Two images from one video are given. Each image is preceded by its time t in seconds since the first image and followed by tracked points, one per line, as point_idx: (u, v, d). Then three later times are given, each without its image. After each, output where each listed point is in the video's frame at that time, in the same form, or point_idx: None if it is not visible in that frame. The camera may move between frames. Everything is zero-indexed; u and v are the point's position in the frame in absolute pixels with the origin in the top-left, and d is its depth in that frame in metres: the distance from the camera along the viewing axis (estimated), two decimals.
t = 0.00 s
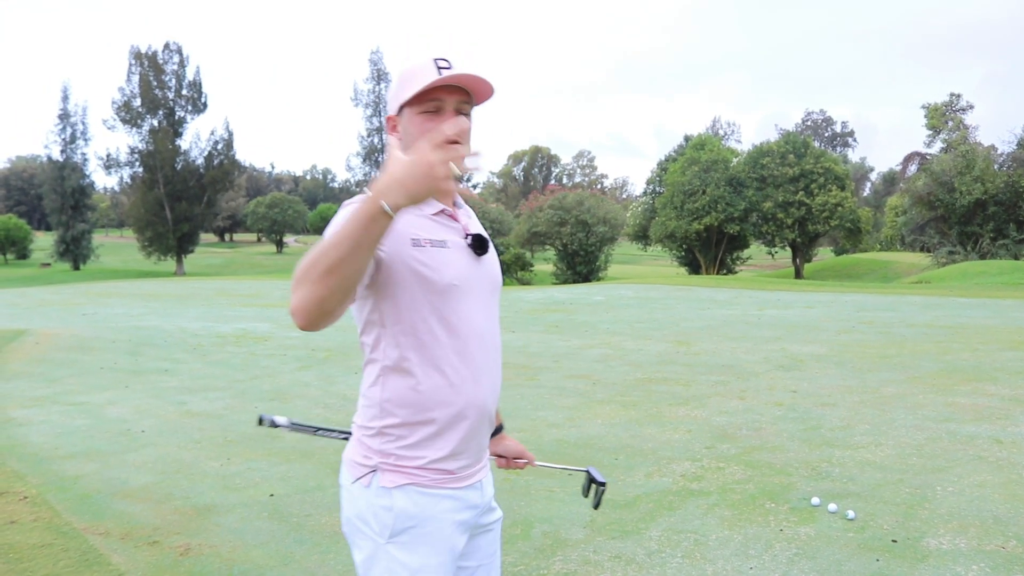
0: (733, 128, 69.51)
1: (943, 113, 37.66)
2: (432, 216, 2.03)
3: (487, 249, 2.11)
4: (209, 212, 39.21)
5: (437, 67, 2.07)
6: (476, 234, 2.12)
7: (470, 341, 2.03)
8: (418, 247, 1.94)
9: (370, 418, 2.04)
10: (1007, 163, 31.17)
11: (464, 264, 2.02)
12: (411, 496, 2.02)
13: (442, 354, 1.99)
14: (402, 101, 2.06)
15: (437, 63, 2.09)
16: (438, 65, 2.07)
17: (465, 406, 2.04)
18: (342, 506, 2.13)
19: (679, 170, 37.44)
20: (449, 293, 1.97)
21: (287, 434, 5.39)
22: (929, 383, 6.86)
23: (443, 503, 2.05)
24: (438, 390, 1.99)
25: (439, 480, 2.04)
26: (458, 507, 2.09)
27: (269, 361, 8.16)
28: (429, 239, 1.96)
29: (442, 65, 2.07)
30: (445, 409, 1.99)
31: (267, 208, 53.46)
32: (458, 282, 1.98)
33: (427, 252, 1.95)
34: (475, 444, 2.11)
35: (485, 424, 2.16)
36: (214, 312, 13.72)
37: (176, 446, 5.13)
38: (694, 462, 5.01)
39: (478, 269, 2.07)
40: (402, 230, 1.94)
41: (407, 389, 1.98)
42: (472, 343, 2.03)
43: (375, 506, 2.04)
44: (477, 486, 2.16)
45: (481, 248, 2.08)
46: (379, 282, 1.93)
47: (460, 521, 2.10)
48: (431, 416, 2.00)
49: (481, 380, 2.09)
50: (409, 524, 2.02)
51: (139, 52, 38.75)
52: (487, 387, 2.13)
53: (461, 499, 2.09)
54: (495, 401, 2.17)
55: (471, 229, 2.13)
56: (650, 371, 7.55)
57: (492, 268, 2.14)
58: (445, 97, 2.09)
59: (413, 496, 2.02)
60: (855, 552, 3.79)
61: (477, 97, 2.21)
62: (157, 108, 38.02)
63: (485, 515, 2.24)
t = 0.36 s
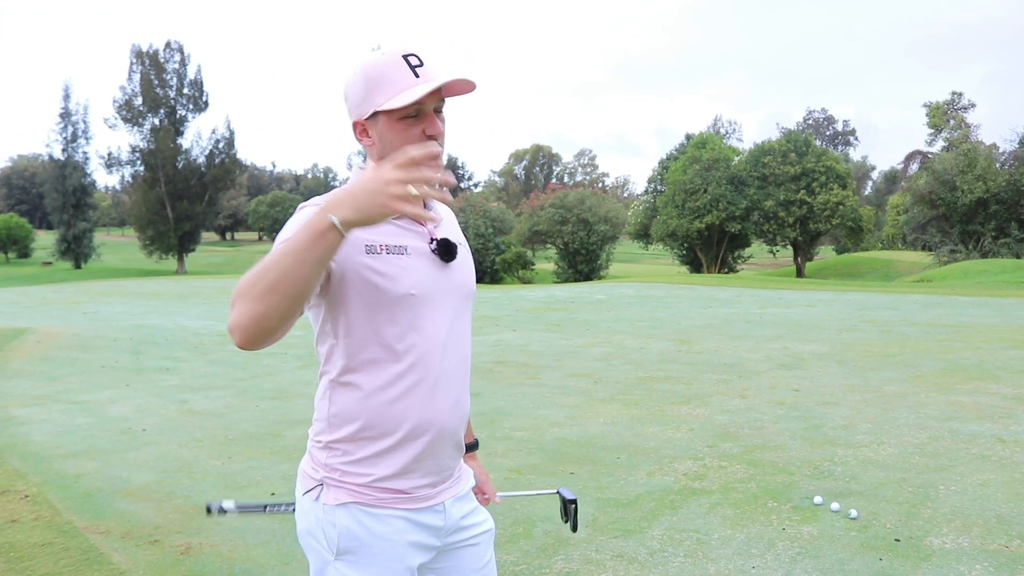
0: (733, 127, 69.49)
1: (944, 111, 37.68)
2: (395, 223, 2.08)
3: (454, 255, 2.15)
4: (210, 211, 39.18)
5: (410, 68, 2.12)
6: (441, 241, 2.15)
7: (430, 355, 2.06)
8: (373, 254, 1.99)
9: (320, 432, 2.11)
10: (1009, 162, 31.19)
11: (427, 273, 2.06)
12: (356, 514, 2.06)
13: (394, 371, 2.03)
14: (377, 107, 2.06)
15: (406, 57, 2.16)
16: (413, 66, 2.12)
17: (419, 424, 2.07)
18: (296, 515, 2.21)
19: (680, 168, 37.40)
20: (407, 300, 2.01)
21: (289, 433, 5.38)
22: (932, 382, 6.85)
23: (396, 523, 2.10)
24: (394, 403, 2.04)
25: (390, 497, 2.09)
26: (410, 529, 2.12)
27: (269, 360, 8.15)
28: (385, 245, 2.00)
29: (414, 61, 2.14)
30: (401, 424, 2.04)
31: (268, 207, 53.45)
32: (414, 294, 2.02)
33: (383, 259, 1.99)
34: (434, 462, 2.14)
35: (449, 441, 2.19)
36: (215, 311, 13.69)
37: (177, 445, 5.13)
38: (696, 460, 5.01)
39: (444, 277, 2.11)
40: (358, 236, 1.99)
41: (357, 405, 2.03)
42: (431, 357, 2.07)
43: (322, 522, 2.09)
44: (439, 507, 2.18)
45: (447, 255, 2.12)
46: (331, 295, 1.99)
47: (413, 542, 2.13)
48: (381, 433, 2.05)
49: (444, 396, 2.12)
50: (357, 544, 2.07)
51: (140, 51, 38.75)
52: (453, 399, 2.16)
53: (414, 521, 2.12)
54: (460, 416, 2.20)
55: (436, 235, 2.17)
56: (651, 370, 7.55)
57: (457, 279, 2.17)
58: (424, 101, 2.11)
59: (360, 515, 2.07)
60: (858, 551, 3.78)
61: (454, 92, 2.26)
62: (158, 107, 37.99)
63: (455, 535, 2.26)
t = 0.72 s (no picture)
0: (736, 127, 69.43)
1: (948, 111, 37.58)
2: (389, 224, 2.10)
3: (449, 259, 2.16)
4: (213, 212, 39.20)
5: (420, 69, 2.14)
6: (435, 244, 2.16)
7: (431, 367, 2.07)
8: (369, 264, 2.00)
9: (320, 443, 2.10)
10: (1012, 162, 31.11)
11: (424, 278, 2.07)
12: (358, 523, 2.06)
13: (396, 379, 2.03)
14: (385, 107, 2.07)
15: (416, 56, 2.18)
16: (422, 66, 2.14)
17: (423, 433, 2.08)
18: (297, 524, 2.20)
19: (683, 169, 37.39)
20: (404, 312, 2.02)
21: (291, 434, 5.38)
22: (935, 382, 6.84)
23: (399, 530, 2.10)
24: (398, 419, 2.04)
25: (395, 507, 2.09)
26: (414, 536, 2.13)
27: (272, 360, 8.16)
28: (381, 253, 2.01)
29: (425, 63, 2.16)
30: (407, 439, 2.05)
31: (271, 208, 53.51)
32: (414, 302, 2.03)
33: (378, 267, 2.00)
34: (437, 469, 2.15)
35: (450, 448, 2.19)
36: (218, 311, 13.70)
37: (179, 445, 5.13)
38: (699, 461, 5.00)
39: (440, 281, 2.12)
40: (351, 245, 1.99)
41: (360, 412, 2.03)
42: (433, 366, 2.08)
43: (324, 531, 2.10)
44: (441, 513, 2.18)
45: (442, 260, 2.13)
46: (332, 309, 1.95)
47: (417, 548, 2.14)
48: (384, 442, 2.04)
49: (445, 405, 2.13)
50: (359, 551, 2.07)
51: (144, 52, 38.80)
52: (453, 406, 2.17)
53: (417, 527, 2.13)
54: (460, 422, 2.21)
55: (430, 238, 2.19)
56: (654, 370, 7.54)
57: (454, 282, 2.18)
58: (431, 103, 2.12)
59: (363, 523, 2.07)
60: (861, 552, 3.77)
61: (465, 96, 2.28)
62: (161, 108, 38.05)
63: (457, 539, 2.27)
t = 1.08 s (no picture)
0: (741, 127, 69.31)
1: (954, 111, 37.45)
2: (373, 227, 2.12)
3: (439, 256, 2.16)
4: (218, 211, 39.26)
5: (367, 65, 2.10)
6: (422, 242, 2.17)
7: (422, 379, 2.08)
8: (353, 272, 2.03)
9: (321, 450, 2.11)
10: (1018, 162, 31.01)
11: (413, 279, 2.09)
12: (363, 527, 2.07)
13: (392, 387, 2.05)
14: (338, 108, 2.07)
15: (363, 52, 2.13)
16: (369, 61, 2.11)
17: (423, 440, 2.08)
18: (302, 530, 2.21)
19: (687, 169, 37.35)
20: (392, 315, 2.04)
21: (295, 434, 5.39)
22: (941, 383, 6.82)
23: (405, 533, 2.10)
24: (397, 427, 2.05)
25: (400, 509, 2.09)
26: (421, 538, 2.13)
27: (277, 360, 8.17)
28: (363, 261, 2.03)
29: (371, 57, 2.12)
30: (407, 443, 2.06)
31: (276, 208, 53.55)
32: (401, 304, 2.04)
33: (363, 275, 2.03)
34: (443, 469, 2.15)
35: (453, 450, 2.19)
36: (222, 311, 13.71)
37: (183, 445, 5.15)
38: (703, 462, 5.00)
39: (431, 281, 2.13)
40: (332, 253, 2.02)
41: (354, 423, 2.03)
42: (425, 370, 2.08)
43: (329, 534, 2.10)
44: (448, 514, 2.18)
45: (431, 258, 2.14)
46: (309, 317, 1.99)
47: (425, 548, 2.14)
48: (385, 446, 2.05)
49: (444, 405, 2.13)
50: (365, 555, 2.08)
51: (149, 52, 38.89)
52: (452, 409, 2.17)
53: (424, 529, 2.13)
54: (462, 423, 2.21)
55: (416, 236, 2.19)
56: (659, 370, 7.54)
57: (447, 279, 2.18)
58: (383, 102, 2.10)
59: (368, 526, 2.07)
60: (866, 553, 3.77)
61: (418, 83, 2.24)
62: (166, 108, 38.13)
63: (467, 540, 2.27)
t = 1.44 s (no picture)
0: (745, 127, 69.18)
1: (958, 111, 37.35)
2: (369, 231, 2.11)
3: (435, 261, 2.16)
4: (222, 211, 39.31)
5: (361, 68, 2.12)
6: (419, 246, 2.16)
7: (417, 381, 2.08)
8: (346, 277, 2.02)
9: (314, 451, 2.12)
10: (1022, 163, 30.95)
11: (408, 284, 2.09)
12: (355, 528, 2.07)
13: (387, 391, 2.05)
14: (333, 111, 2.09)
15: (358, 55, 2.15)
16: (364, 65, 2.12)
17: (416, 442, 2.08)
18: (296, 531, 2.21)
19: (691, 170, 37.31)
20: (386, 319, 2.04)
21: (297, 434, 5.39)
22: (945, 384, 6.80)
23: (398, 535, 2.10)
24: (390, 428, 2.05)
25: (392, 510, 2.09)
26: (414, 539, 2.13)
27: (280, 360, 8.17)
28: (357, 266, 2.03)
29: (366, 60, 2.13)
30: (401, 445, 2.06)
31: (279, 208, 53.60)
32: (394, 311, 2.05)
33: (356, 280, 2.03)
34: (438, 474, 2.16)
35: (448, 454, 2.19)
36: (226, 312, 13.71)
37: (186, 445, 5.15)
38: (706, 463, 4.99)
39: (426, 286, 2.13)
40: (327, 256, 2.02)
41: (347, 425, 2.03)
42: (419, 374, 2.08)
43: (322, 535, 2.10)
44: (442, 516, 2.18)
45: (427, 263, 2.14)
46: (305, 320, 1.99)
47: (418, 549, 2.14)
48: (379, 450, 2.05)
49: (437, 410, 2.13)
50: (356, 557, 2.08)
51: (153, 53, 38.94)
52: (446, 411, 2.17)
53: (417, 531, 2.12)
54: (457, 426, 2.21)
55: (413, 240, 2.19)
56: (662, 371, 7.54)
57: (441, 284, 2.18)
58: (377, 105, 2.11)
59: (360, 528, 2.07)
60: (870, 555, 3.76)
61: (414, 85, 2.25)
62: (170, 108, 38.18)
63: (461, 542, 2.27)
